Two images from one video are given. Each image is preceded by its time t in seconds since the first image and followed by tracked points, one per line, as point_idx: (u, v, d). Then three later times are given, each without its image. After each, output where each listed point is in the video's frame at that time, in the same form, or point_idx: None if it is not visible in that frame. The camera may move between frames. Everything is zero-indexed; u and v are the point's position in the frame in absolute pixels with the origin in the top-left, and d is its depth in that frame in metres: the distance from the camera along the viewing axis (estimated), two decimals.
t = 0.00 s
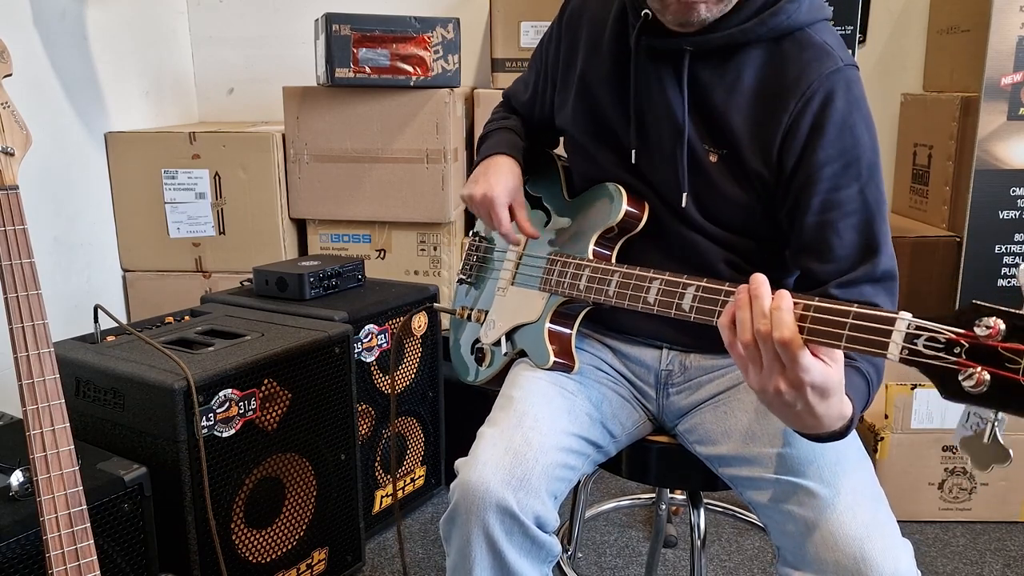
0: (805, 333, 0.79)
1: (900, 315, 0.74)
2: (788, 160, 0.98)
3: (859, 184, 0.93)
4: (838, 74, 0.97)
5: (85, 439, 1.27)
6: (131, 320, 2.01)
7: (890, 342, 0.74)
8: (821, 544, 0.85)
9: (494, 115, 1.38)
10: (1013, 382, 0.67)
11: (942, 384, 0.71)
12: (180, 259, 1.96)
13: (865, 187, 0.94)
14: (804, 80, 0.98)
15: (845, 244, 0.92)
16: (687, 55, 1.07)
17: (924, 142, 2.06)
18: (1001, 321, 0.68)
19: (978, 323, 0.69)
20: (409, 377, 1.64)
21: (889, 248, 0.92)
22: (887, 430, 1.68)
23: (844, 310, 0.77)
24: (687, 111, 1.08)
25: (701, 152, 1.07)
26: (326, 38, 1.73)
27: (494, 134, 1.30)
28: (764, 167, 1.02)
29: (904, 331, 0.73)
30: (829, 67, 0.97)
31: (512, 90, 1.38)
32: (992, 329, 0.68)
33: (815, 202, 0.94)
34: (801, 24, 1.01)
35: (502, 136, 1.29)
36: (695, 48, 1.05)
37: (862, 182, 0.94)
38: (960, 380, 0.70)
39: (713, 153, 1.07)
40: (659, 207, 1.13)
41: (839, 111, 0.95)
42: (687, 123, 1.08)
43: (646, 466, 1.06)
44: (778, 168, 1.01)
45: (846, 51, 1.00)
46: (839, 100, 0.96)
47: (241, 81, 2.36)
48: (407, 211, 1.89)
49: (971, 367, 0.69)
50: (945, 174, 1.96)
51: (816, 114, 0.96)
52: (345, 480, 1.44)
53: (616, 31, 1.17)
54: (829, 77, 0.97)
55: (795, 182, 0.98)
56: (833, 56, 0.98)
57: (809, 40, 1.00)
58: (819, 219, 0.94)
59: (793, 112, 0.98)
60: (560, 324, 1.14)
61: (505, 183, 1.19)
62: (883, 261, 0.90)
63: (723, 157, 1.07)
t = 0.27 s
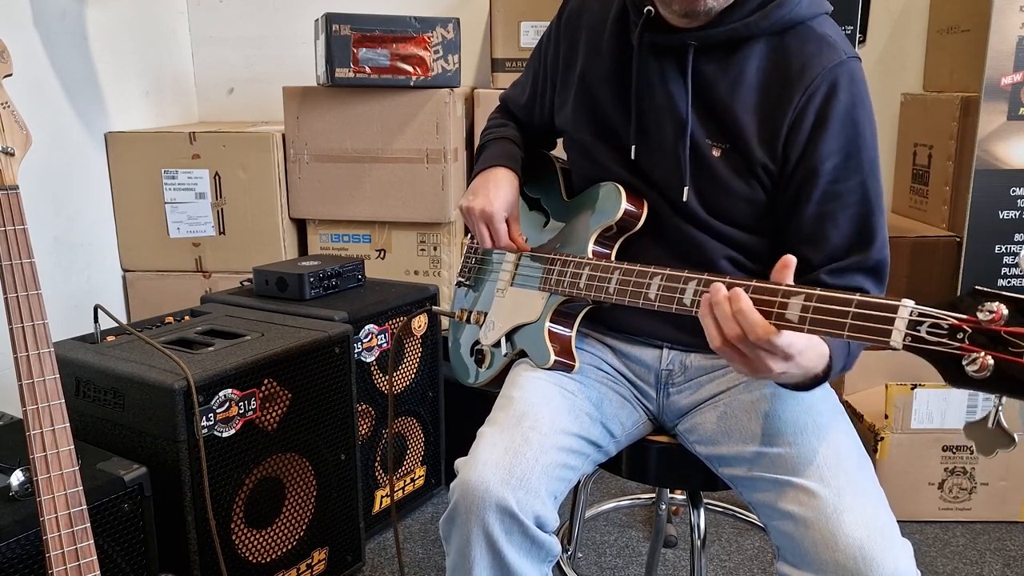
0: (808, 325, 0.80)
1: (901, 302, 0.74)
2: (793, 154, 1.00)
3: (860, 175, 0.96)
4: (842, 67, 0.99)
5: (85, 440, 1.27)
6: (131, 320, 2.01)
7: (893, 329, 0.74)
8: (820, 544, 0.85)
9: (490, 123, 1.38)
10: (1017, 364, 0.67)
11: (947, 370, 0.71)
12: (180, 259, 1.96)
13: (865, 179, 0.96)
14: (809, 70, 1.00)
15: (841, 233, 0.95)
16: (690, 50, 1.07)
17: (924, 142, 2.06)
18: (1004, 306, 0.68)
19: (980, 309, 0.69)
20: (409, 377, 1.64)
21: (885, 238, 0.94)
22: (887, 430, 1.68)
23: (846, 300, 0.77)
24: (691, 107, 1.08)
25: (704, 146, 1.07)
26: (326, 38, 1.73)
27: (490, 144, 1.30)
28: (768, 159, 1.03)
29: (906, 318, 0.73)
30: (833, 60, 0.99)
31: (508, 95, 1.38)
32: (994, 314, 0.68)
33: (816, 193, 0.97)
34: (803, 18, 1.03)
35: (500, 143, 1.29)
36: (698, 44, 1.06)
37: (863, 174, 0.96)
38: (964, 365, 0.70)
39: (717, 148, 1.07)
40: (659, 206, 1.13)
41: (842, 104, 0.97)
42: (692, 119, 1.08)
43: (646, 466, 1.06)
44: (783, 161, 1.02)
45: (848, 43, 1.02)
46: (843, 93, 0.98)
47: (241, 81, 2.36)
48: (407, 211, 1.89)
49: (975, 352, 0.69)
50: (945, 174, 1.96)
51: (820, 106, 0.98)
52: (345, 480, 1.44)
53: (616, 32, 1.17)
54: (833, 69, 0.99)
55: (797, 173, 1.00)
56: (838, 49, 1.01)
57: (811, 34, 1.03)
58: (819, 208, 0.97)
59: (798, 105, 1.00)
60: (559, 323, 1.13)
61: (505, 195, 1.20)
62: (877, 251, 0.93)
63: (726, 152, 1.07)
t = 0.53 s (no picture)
0: (808, 319, 0.80)
1: (902, 294, 0.74)
2: (799, 142, 1.02)
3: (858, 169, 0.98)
4: (850, 56, 1.01)
5: (85, 440, 1.27)
6: (131, 320, 2.01)
7: (893, 322, 0.74)
8: (820, 543, 0.85)
9: (488, 123, 1.37)
10: (1017, 355, 0.66)
11: (947, 362, 0.71)
12: (180, 259, 1.96)
13: (864, 169, 0.99)
14: (819, 59, 1.01)
15: (837, 221, 0.99)
16: (699, 46, 1.08)
17: (924, 142, 2.06)
18: (1004, 296, 0.67)
19: (980, 299, 0.69)
20: (409, 377, 1.64)
21: (879, 225, 0.97)
22: (887, 430, 1.68)
23: (847, 293, 0.78)
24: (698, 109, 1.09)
25: (710, 142, 1.07)
26: (326, 38, 1.73)
27: (491, 144, 1.29)
28: (777, 149, 1.03)
29: (906, 311, 0.73)
30: (840, 49, 1.01)
31: (506, 95, 1.38)
32: (994, 304, 0.67)
33: (816, 181, 1.00)
34: (809, 11, 1.05)
35: (501, 144, 1.29)
36: (707, 39, 1.07)
37: (862, 164, 0.99)
38: (964, 356, 0.69)
39: (723, 144, 1.07)
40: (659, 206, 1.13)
41: (847, 94, 1.00)
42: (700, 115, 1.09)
43: (646, 465, 1.06)
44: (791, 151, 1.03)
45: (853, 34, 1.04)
46: (849, 83, 1.00)
47: (241, 81, 2.36)
48: (407, 211, 1.89)
49: (975, 343, 0.68)
50: (945, 174, 1.96)
51: (828, 94, 1.00)
52: (345, 480, 1.44)
53: (617, 32, 1.17)
54: (843, 57, 1.01)
55: (800, 163, 1.02)
56: (844, 39, 1.02)
57: (818, 26, 1.04)
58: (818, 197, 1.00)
59: (807, 95, 1.01)
60: (559, 323, 1.14)
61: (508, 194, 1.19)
62: (870, 239, 0.96)
63: (733, 147, 1.07)
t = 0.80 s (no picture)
0: (808, 322, 0.79)
1: (902, 299, 0.73)
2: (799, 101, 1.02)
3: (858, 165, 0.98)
4: (842, 5, 1.01)
5: (85, 440, 1.27)
6: (131, 320, 2.01)
7: (893, 327, 0.74)
8: (821, 544, 0.85)
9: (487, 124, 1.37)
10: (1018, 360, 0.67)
11: (948, 368, 0.71)
12: (180, 259, 1.96)
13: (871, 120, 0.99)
14: (810, 12, 1.02)
15: (845, 172, 1.00)
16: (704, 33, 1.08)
17: (924, 142, 2.06)
18: (1004, 302, 0.68)
19: (980, 305, 0.69)
20: (409, 377, 1.64)
21: (892, 174, 0.98)
22: (887, 430, 1.68)
23: (846, 297, 0.77)
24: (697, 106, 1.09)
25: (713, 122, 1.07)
26: (326, 38, 1.73)
27: (491, 145, 1.29)
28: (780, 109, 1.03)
29: (906, 316, 0.73)
30: None
31: (505, 95, 1.37)
32: (995, 310, 0.68)
33: (822, 137, 1.01)
34: None
35: (500, 145, 1.28)
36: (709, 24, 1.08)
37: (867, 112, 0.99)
38: (964, 363, 0.70)
39: (728, 119, 1.07)
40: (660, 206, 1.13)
41: (844, 43, 1.00)
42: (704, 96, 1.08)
43: (646, 466, 1.06)
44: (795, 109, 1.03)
45: None
46: (844, 32, 1.00)
47: (241, 81, 2.36)
48: (408, 211, 1.89)
49: (975, 348, 0.69)
50: (945, 174, 1.96)
51: (823, 48, 1.00)
52: (345, 480, 1.44)
53: (619, 28, 1.18)
54: (835, 5, 1.01)
55: (804, 123, 1.02)
56: None
57: None
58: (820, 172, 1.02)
59: (801, 50, 1.01)
60: (559, 324, 1.14)
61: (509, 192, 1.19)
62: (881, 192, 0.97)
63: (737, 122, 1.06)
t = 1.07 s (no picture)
0: (808, 329, 0.80)
1: (904, 308, 0.73)
2: (794, 124, 1.01)
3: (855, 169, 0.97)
4: (840, 31, 1.00)
5: (85, 440, 1.27)
6: (131, 320, 2.01)
7: (894, 335, 0.74)
8: (821, 544, 0.85)
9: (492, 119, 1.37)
10: (1017, 371, 0.66)
11: (947, 378, 0.71)
12: (180, 259, 1.96)
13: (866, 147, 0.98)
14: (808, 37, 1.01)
15: (843, 201, 0.99)
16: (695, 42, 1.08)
17: (924, 142, 2.06)
18: (1006, 313, 0.67)
19: (982, 316, 0.69)
20: (409, 377, 1.64)
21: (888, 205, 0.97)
22: (887, 430, 1.68)
23: (847, 305, 0.78)
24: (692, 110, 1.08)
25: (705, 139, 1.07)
26: (326, 38, 1.73)
27: (501, 134, 1.30)
28: (773, 134, 1.03)
29: (907, 325, 0.73)
30: (829, 24, 1.00)
31: (509, 94, 1.38)
32: (996, 320, 0.67)
33: (817, 165, 1.00)
34: None
35: (509, 134, 1.29)
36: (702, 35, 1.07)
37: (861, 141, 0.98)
38: (965, 373, 0.69)
39: (721, 137, 1.07)
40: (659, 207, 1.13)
41: (840, 70, 0.99)
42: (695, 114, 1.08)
43: (646, 466, 1.06)
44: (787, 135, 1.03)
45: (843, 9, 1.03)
46: (840, 59, 0.99)
47: (241, 81, 2.36)
48: (407, 211, 1.89)
49: (976, 359, 0.68)
50: (945, 174, 1.96)
51: (818, 73, 1.00)
52: (345, 480, 1.44)
53: (618, 28, 1.18)
54: (831, 33, 1.00)
55: (798, 148, 1.02)
56: (832, 15, 1.01)
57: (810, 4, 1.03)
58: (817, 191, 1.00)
59: (796, 75, 1.01)
60: (559, 324, 1.14)
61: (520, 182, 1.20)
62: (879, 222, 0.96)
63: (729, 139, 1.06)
